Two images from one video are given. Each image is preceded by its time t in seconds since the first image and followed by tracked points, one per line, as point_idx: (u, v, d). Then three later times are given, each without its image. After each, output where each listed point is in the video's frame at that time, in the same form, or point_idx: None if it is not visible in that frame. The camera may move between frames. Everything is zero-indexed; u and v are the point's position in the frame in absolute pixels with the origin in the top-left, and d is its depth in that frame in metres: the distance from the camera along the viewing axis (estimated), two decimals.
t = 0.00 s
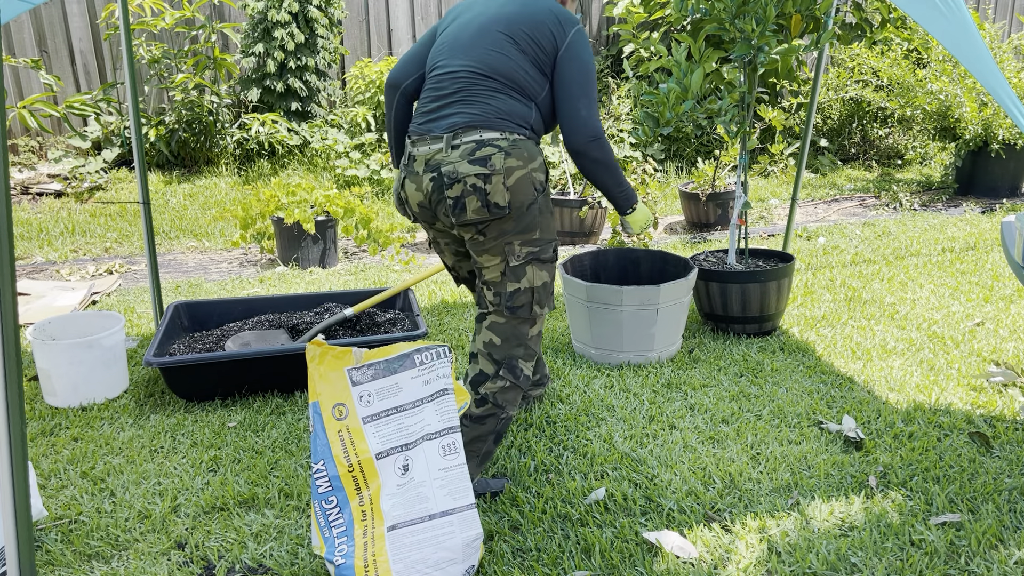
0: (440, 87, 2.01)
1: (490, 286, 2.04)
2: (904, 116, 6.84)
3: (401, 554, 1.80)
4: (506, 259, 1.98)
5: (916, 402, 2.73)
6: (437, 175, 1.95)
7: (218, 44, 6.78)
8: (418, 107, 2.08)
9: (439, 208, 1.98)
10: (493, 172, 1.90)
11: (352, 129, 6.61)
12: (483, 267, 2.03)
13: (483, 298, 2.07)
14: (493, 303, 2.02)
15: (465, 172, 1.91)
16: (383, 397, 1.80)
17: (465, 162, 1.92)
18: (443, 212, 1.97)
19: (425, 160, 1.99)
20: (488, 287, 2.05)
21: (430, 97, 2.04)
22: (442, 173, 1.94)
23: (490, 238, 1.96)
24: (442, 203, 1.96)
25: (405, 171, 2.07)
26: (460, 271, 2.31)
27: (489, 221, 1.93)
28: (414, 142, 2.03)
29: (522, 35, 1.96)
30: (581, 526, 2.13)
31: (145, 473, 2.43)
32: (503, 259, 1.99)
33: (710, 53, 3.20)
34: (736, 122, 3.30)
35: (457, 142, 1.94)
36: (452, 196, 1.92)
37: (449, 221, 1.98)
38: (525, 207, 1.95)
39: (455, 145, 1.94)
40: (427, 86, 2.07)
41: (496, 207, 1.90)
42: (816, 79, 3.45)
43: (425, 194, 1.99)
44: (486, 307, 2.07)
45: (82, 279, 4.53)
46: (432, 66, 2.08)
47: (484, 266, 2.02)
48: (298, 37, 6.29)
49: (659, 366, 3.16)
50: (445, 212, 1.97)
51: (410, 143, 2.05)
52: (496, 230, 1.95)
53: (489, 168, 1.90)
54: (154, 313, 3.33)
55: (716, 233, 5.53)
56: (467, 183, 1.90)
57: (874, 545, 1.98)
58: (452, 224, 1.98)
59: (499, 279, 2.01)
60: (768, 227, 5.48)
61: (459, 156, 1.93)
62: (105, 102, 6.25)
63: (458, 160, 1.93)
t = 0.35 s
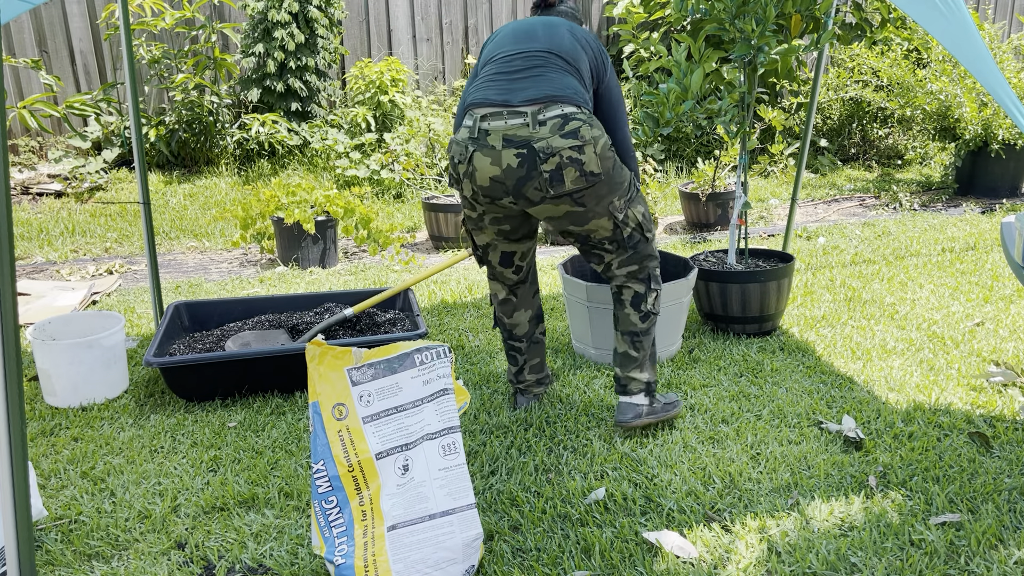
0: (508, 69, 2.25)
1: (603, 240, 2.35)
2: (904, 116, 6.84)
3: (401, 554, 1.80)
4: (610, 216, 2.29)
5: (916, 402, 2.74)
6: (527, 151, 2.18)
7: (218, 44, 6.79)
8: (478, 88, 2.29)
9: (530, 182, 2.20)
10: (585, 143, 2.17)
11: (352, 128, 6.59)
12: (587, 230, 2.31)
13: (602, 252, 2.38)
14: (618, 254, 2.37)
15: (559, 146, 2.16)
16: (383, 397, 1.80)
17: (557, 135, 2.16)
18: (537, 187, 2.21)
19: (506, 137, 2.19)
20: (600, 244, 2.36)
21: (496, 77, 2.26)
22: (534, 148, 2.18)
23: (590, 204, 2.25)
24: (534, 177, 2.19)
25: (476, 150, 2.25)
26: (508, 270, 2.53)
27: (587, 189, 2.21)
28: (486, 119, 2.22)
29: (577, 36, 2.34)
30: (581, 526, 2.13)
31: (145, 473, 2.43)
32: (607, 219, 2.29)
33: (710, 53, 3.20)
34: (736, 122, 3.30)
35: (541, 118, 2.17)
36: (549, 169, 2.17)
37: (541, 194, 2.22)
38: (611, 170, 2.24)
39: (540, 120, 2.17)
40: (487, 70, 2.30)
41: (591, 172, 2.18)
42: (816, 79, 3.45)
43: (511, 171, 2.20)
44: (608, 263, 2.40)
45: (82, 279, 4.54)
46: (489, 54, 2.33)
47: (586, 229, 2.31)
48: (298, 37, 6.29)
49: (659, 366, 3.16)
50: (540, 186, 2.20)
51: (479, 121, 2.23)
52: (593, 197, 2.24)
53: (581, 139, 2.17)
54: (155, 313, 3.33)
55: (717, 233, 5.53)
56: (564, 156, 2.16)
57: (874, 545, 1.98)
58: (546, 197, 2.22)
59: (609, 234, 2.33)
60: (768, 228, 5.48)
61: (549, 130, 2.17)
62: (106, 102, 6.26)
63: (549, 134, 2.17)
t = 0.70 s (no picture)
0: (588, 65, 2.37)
1: (665, 240, 2.47)
2: (904, 116, 6.85)
3: (402, 554, 1.81)
4: (680, 211, 2.44)
5: (917, 402, 2.73)
6: (622, 139, 2.30)
7: (218, 44, 6.79)
8: (555, 81, 2.36)
9: (622, 171, 2.31)
10: (671, 135, 2.35)
11: (352, 128, 6.59)
12: (657, 225, 2.42)
13: (659, 256, 2.49)
14: (676, 255, 2.50)
15: (652, 135, 2.31)
16: (383, 397, 1.80)
17: (648, 126, 2.32)
18: (628, 175, 2.32)
19: (599, 126, 2.29)
20: (661, 244, 2.47)
21: (575, 71, 2.36)
22: (628, 136, 2.30)
23: (670, 196, 2.37)
24: (628, 165, 2.31)
25: (564, 139, 2.31)
26: (553, 264, 2.53)
27: (671, 179, 2.36)
28: (575, 109, 2.30)
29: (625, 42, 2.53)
30: (581, 526, 2.13)
31: (145, 473, 2.43)
32: (677, 213, 2.43)
33: (710, 53, 3.20)
34: (736, 122, 3.30)
35: (632, 109, 2.32)
36: (644, 157, 2.30)
37: (631, 182, 2.33)
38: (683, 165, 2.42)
39: (631, 112, 2.31)
40: (560, 65, 2.39)
41: (676, 163, 2.35)
42: (816, 79, 3.44)
43: (605, 159, 2.30)
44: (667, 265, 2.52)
45: (82, 279, 4.53)
46: (558, 50, 2.41)
47: (657, 224, 2.42)
48: (298, 37, 6.29)
49: (659, 366, 3.17)
50: (632, 175, 2.32)
51: (567, 111, 2.31)
52: (673, 188, 2.38)
53: (668, 131, 2.34)
54: (155, 313, 3.33)
55: (717, 233, 5.53)
56: (657, 145, 2.31)
57: (874, 545, 1.98)
58: (635, 186, 2.33)
59: (673, 232, 2.46)
60: (768, 227, 5.48)
61: (640, 121, 2.31)
62: (106, 102, 6.26)
63: (641, 125, 2.31)
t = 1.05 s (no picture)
0: (606, 60, 2.39)
1: (680, 237, 2.46)
2: (904, 116, 6.85)
3: (401, 554, 1.81)
4: (697, 206, 2.43)
5: (917, 402, 2.73)
6: (641, 130, 2.29)
7: (218, 44, 6.79)
8: (575, 75, 2.39)
9: (640, 161, 2.31)
10: (689, 128, 2.35)
11: (352, 128, 6.59)
12: (674, 219, 2.42)
13: (674, 254, 2.49)
14: (691, 254, 2.50)
15: (671, 127, 2.30)
16: (383, 397, 1.80)
17: (667, 118, 2.31)
18: (647, 166, 2.31)
19: (618, 117, 2.29)
20: (676, 241, 2.47)
21: (594, 65, 2.38)
22: (647, 127, 2.30)
23: (686, 190, 2.37)
24: (646, 156, 2.30)
25: (583, 129, 2.31)
26: (567, 261, 2.53)
27: (689, 172, 2.35)
28: (594, 100, 2.31)
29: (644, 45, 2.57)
30: (581, 526, 2.13)
31: (145, 473, 2.43)
32: (693, 209, 2.42)
33: (710, 53, 3.20)
34: (736, 122, 3.30)
35: (651, 101, 2.31)
36: (662, 148, 2.29)
37: (649, 174, 2.32)
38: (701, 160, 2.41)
39: (650, 103, 2.31)
40: (579, 61, 2.41)
41: (694, 157, 2.34)
42: (816, 79, 3.44)
43: (623, 149, 2.30)
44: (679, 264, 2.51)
45: (82, 279, 4.53)
46: (578, 49, 2.45)
47: (674, 219, 2.42)
48: (298, 37, 6.29)
49: (660, 365, 3.17)
50: (651, 166, 2.31)
51: (586, 102, 2.32)
52: (690, 182, 2.37)
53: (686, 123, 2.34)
54: (155, 313, 3.33)
55: (717, 233, 5.54)
56: (675, 137, 2.30)
57: (874, 545, 1.98)
58: (653, 177, 2.32)
59: (689, 229, 2.45)
60: (768, 227, 5.48)
61: (659, 112, 2.31)
62: (106, 102, 6.26)
63: (660, 116, 2.30)
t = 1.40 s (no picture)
0: (605, 59, 2.40)
1: (679, 235, 2.46)
2: (904, 116, 6.85)
3: (401, 554, 1.80)
4: (695, 205, 2.43)
5: (917, 402, 2.73)
6: (638, 127, 2.29)
7: (218, 44, 6.79)
8: (574, 73, 2.40)
9: (638, 158, 2.31)
10: (687, 126, 2.35)
11: (352, 128, 6.59)
12: (672, 217, 2.42)
13: (672, 253, 2.49)
14: (690, 253, 2.50)
15: (668, 124, 2.30)
16: (383, 397, 1.79)
17: (664, 116, 2.31)
18: (644, 163, 2.31)
19: (616, 114, 2.29)
20: (674, 240, 2.47)
21: (593, 64, 2.39)
22: (644, 124, 2.30)
23: (684, 188, 2.37)
24: (643, 153, 2.30)
25: (580, 125, 2.31)
26: (565, 260, 2.53)
27: (687, 170, 2.35)
28: (592, 97, 2.32)
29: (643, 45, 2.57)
30: (581, 526, 2.13)
31: (145, 473, 2.43)
32: (691, 207, 2.42)
33: (710, 53, 3.20)
34: (736, 122, 3.30)
35: (648, 99, 2.32)
36: (659, 145, 2.29)
37: (646, 170, 2.32)
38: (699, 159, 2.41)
39: (648, 101, 2.31)
40: (578, 60, 2.42)
41: (691, 155, 2.34)
42: (816, 79, 3.44)
43: (621, 146, 2.30)
44: (678, 263, 2.51)
45: (82, 279, 4.53)
46: (576, 49, 2.46)
47: (672, 217, 2.41)
48: (298, 37, 6.29)
49: (660, 365, 3.18)
50: (648, 163, 2.31)
51: (584, 99, 2.32)
52: (687, 180, 2.37)
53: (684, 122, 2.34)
54: (155, 313, 3.33)
55: (717, 233, 5.53)
56: (673, 134, 2.30)
57: (874, 545, 1.98)
58: (651, 174, 2.32)
59: (687, 228, 2.45)
60: (768, 227, 5.48)
61: (656, 110, 2.31)
62: (106, 102, 6.26)
63: (657, 113, 2.30)
